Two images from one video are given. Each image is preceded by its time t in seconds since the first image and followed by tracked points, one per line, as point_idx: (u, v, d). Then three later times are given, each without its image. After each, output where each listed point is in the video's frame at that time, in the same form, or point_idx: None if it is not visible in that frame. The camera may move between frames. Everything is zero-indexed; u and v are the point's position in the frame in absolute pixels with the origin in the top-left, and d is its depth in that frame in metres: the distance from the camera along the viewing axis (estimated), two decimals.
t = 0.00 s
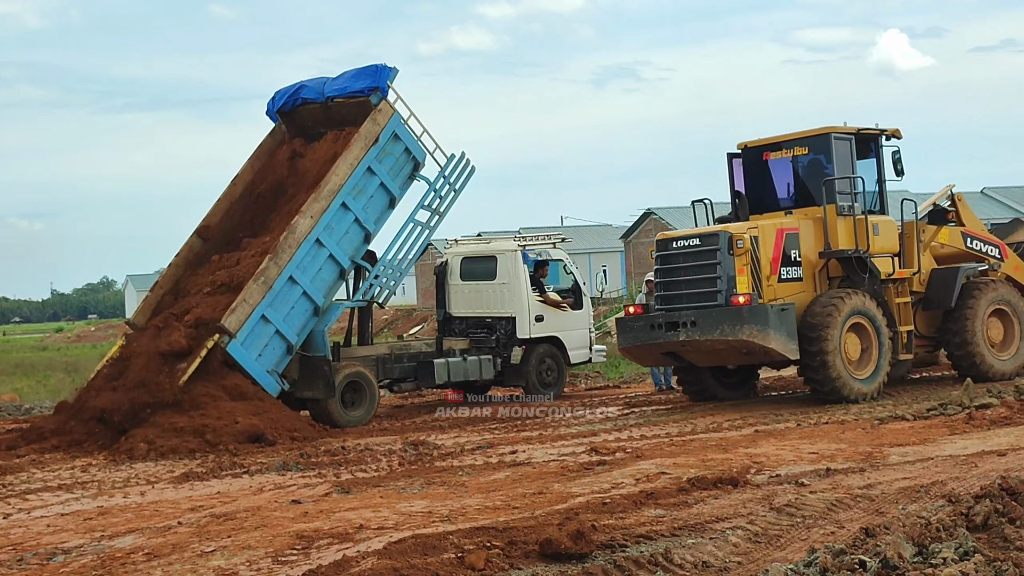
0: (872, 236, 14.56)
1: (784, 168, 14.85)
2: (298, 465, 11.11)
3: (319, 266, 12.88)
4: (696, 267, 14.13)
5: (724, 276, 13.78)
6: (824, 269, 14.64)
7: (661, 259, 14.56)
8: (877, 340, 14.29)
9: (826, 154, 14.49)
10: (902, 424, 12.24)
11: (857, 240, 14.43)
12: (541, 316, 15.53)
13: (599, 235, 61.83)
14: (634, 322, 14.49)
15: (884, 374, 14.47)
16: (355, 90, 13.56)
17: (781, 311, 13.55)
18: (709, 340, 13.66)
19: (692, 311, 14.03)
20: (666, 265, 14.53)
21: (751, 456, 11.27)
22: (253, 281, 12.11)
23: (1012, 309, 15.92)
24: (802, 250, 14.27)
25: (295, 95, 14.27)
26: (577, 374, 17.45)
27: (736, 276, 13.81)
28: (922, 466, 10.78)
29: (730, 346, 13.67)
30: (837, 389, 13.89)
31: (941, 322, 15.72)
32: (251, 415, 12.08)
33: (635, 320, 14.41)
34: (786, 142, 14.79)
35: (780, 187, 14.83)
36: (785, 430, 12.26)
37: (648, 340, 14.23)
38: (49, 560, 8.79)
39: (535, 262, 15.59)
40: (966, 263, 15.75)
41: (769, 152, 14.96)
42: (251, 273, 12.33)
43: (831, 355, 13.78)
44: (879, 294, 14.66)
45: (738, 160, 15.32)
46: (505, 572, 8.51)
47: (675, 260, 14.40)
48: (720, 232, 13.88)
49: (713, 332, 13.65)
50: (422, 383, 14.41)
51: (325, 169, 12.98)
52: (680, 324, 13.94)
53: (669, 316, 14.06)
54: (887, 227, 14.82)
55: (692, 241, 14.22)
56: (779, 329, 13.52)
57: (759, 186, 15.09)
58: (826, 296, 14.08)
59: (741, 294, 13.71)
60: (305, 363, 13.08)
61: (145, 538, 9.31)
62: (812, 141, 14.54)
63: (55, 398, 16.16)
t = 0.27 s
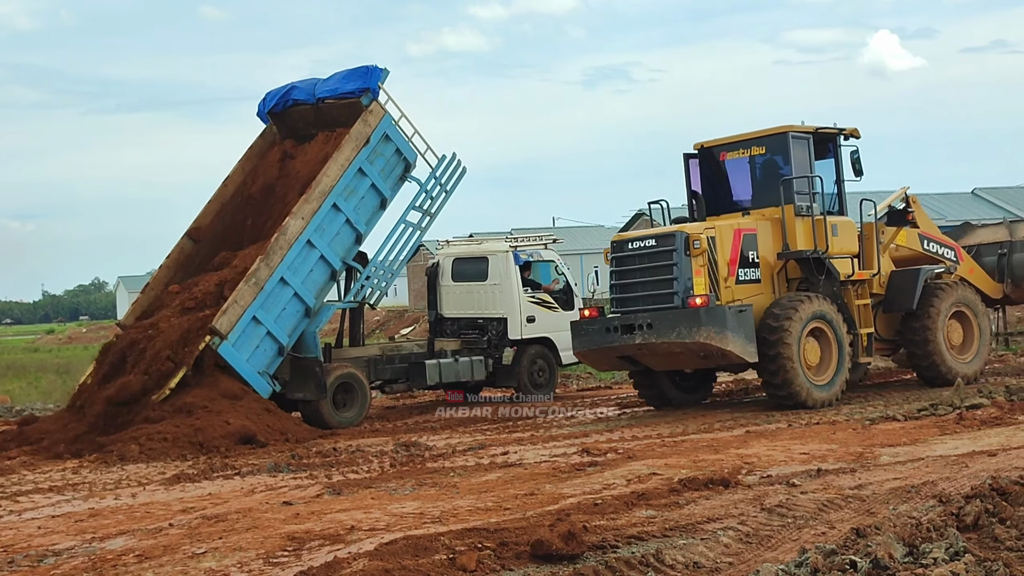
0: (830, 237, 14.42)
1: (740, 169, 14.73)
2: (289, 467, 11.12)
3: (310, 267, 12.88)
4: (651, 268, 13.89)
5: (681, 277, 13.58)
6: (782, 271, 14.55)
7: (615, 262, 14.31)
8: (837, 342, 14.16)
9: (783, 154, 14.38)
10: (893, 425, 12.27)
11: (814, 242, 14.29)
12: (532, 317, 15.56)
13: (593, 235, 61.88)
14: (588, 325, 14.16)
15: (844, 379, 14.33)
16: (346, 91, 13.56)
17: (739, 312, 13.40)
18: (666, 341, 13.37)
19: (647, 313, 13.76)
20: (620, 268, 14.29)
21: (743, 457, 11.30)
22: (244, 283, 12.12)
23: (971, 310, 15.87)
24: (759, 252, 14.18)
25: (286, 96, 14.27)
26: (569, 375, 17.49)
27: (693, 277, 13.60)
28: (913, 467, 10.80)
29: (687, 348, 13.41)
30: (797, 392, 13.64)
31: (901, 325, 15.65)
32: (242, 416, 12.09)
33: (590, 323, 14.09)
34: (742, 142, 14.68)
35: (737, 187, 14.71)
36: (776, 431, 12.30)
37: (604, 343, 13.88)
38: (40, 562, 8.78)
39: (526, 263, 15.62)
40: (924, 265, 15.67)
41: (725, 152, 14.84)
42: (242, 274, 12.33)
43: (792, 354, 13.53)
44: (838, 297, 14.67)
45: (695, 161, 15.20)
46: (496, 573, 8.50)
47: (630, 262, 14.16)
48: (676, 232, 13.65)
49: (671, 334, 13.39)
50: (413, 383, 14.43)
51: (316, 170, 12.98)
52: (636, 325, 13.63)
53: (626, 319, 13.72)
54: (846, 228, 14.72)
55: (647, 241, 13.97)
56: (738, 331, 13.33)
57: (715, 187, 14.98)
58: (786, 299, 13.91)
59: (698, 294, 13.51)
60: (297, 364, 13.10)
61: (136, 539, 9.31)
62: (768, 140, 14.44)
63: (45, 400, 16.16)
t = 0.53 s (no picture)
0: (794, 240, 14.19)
1: (704, 167, 14.39)
2: (280, 468, 11.12)
3: (301, 268, 12.87)
4: (607, 271, 13.61)
5: (635, 281, 13.27)
6: (743, 273, 14.24)
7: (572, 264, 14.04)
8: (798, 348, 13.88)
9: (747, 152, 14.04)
10: (884, 425, 12.31)
11: (776, 244, 14.03)
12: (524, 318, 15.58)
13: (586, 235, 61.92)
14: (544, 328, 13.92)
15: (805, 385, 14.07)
16: (337, 92, 13.54)
17: (693, 317, 13.03)
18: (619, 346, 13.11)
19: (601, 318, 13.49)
20: (576, 270, 14.01)
21: (734, 458, 11.32)
22: (236, 284, 12.11)
23: (937, 316, 15.78)
24: (719, 254, 13.86)
25: (277, 97, 14.25)
26: (561, 375, 17.52)
27: (648, 281, 13.30)
28: (904, 467, 10.82)
29: (640, 354, 13.13)
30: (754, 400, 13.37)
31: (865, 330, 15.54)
32: (233, 418, 12.08)
33: (545, 326, 13.83)
34: (707, 140, 14.35)
35: (699, 186, 14.39)
36: (767, 432, 12.34)
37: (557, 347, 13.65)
38: (30, 564, 8.77)
39: (517, 264, 15.64)
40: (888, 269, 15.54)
41: (689, 150, 14.50)
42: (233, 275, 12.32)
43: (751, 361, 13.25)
44: (799, 301, 14.49)
45: (658, 159, 14.92)
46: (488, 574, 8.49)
47: (586, 264, 13.89)
48: (632, 234, 13.36)
49: (623, 339, 13.12)
50: (405, 384, 14.45)
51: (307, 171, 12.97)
52: (589, 329, 13.38)
53: (579, 323, 13.47)
54: (808, 229, 14.46)
55: (603, 244, 13.69)
56: (691, 337, 12.99)
57: (678, 186, 14.62)
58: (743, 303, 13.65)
59: (652, 299, 13.22)
60: (288, 365, 13.10)
61: (126, 541, 9.30)
62: (734, 139, 14.11)
63: (36, 402, 16.14)
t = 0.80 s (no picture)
0: (755, 242, 13.81)
1: (664, 166, 14.03)
2: (272, 470, 11.11)
3: (293, 269, 12.86)
4: (556, 273, 13.27)
5: (582, 283, 12.95)
6: (701, 275, 13.87)
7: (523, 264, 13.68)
8: (751, 355, 13.55)
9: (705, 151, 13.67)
10: (876, 426, 12.33)
11: (735, 244, 13.62)
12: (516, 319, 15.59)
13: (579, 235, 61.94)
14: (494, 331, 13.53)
15: (761, 392, 13.73)
16: (329, 93, 13.53)
17: (639, 321, 12.74)
18: (564, 350, 12.76)
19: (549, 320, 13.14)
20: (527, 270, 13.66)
21: (726, 458, 11.33)
22: (227, 285, 12.10)
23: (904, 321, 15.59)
24: (675, 254, 13.49)
25: (268, 98, 14.24)
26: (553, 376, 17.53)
27: (597, 283, 12.98)
28: (895, 468, 10.84)
29: (586, 358, 12.79)
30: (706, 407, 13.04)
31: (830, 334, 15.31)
32: (226, 420, 12.08)
33: (494, 329, 13.45)
34: (666, 138, 13.98)
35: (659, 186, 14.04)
36: (759, 432, 12.37)
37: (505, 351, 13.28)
38: (21, 565, 8.74)
39: (509, 265, 15.66)
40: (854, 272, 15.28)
41: (650, 150, 14.15)
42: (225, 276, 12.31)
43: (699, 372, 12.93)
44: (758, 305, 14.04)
45: (618, 158, 14.58)
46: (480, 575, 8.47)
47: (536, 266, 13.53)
48: (580, 235, 13.04)
49: (568, 343, 12.78)
50: (397, 385, 14.46)
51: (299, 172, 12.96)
52: (535, 332, 13.03)
53: (526, 326, 13.11)
54: (770, 231, 14.11)
55: (552, 245, 13.36)
56: (637, 341, 12.71)
57: (639, 186, 14.27)
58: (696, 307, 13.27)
59: (599, 301, 12.91)
60: (279, 367, 13.10)
61: (118, 543, 9.28)
62: (692, 138, 13.73)
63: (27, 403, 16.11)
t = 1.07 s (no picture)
0: (709, 243, 13.48)
1: (618, 167, 13.79)
2: (265, 469, 11.11)
3: (285, 269, 12.86)
4: (497, 276, 12.82)
5: (525, 287, 12.47)
6: (653, 278, 13.52)
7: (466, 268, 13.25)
8: (705, 367, 13.22)
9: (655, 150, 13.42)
10: (869, 425, 12.36)
11: (687, 247, 13.29)
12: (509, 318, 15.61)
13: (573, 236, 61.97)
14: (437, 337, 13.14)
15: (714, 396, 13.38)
16: (322, 92, 13.53)
17: (581, 327, 12.34)
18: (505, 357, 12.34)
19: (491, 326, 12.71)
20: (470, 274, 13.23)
21: (719, 457, 11.35)
22: (220, 284, 12.10)
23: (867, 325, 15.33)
24: (624, 258, 13.16)
25: (261, 97, 14.24)
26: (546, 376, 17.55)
27: (539, 288, 12.55)
28: (888, 466, 10.86)
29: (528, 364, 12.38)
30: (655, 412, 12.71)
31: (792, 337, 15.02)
32: (219, 419, 12.08)
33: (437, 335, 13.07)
34: (619, 138, 13.75)
35: (614, 187, 13.78)
36: (751, 431, 12.40)
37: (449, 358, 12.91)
38: (14, 565, 8.73)
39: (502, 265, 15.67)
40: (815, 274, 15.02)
41: (604, 150, 13.92)
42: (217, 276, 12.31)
43: (647, 382, 12.53)
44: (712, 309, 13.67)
45: (572, 160, 14.33)
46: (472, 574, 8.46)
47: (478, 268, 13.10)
48: (522, 238, 12.58)
49: (508, 349, 12.36)
50: (390, 385, 14.47)
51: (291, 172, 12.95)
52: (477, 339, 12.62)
53: (467, 333, 12.70)
54: (726, 232, 13.75)
55: (494, 248, 12.90)
56: (579, 347, 12.29)
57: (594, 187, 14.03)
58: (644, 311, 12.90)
59: (540, 307, 12.47)
60: (272, 366, 13.11)
61: (110, 542, 9.27)
62: (643, 137, 13.50)
63: (21, 403, 16.10)
